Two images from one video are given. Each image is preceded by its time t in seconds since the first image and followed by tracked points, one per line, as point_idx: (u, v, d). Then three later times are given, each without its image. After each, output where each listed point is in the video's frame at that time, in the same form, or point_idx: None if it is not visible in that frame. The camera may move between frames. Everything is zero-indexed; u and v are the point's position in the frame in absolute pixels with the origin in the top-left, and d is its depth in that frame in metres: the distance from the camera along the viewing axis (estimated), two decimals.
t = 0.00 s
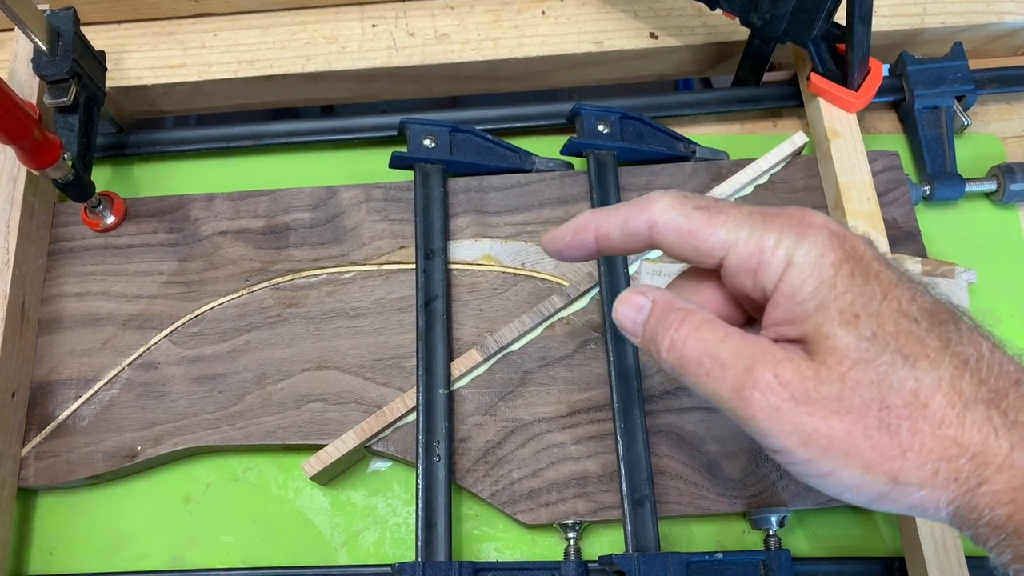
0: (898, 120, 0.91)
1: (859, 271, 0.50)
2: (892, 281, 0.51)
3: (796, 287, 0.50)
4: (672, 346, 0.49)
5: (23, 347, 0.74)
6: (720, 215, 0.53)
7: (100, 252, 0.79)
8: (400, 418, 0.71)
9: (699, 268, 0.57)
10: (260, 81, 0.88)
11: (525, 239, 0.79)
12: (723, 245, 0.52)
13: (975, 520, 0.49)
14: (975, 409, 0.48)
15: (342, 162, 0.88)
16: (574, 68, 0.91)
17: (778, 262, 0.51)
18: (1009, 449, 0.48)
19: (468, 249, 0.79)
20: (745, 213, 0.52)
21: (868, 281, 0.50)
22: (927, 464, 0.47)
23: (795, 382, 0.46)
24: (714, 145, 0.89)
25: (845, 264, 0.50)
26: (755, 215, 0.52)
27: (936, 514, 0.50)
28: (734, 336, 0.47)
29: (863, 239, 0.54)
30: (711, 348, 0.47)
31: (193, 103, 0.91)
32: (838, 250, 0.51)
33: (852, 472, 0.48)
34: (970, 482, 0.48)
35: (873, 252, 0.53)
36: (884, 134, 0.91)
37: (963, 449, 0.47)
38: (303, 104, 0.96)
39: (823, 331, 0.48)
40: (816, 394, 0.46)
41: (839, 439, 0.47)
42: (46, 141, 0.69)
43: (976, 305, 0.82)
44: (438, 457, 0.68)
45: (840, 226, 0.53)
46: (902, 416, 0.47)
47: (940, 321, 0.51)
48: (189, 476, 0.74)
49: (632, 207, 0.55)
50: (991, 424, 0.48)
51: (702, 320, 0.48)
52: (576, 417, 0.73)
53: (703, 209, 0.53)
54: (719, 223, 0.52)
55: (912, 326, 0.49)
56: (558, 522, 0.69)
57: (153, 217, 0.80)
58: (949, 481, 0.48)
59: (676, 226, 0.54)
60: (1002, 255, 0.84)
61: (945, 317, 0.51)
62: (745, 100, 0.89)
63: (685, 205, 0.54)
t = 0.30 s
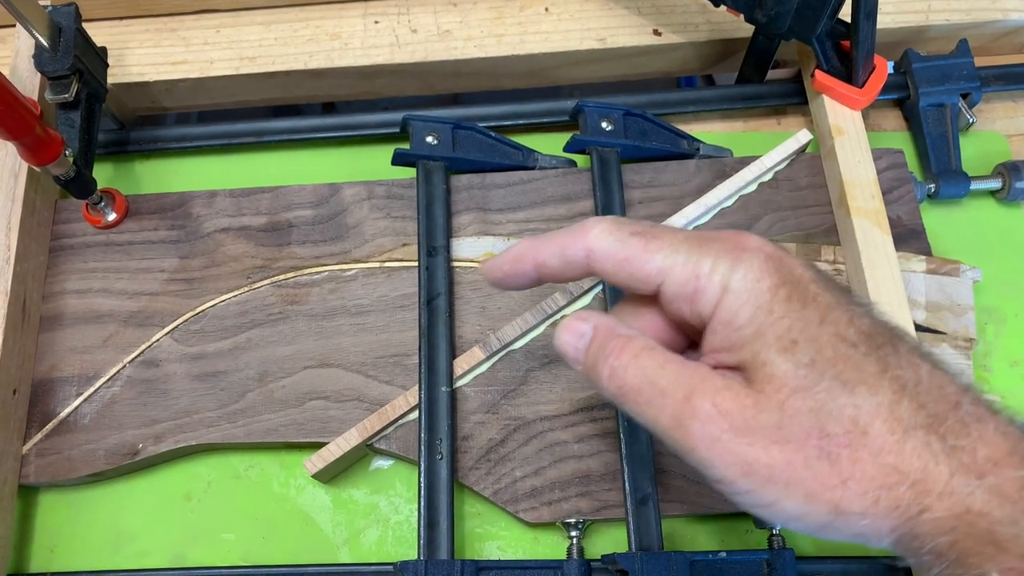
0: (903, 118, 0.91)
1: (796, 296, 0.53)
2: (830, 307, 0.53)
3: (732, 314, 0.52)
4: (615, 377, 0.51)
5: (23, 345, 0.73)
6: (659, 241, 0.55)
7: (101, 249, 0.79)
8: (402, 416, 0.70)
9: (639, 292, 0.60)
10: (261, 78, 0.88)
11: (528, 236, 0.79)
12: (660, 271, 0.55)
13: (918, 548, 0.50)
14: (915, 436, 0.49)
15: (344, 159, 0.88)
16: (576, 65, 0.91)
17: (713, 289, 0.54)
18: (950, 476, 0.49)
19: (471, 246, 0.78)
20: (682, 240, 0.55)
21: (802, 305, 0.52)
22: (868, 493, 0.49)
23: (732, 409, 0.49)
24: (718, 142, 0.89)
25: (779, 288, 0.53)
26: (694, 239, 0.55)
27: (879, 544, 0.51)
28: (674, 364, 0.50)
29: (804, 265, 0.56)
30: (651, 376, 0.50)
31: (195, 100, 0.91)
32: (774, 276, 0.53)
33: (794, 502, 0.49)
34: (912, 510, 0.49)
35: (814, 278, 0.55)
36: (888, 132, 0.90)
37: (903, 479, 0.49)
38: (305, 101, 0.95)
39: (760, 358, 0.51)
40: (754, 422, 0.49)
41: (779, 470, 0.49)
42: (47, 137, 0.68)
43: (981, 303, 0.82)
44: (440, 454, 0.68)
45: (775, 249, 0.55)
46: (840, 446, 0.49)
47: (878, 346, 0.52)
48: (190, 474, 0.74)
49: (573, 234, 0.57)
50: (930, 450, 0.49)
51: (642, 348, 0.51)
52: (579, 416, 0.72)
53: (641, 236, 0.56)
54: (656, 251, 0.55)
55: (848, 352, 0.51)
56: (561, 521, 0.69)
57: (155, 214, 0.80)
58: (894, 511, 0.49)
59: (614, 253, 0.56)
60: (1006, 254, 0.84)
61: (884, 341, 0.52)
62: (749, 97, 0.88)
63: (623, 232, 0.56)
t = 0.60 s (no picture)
0: (910, 117, 0.90)
1: (623, 344, 0.43)
2: (659, 352, 0.44)
3: (556, 372, 0.43)
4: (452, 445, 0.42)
5: (28, 342, 0.73)
6: (480, 297, 0.46)
7: (105, 246, 0.78)
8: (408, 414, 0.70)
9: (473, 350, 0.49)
10: (266, 75, 0.87)
11: (533, 234, 0.79)
12: (487, 331, 0.45)
13: None
14: (746, 490, 0.40)
15: (349, 157, 0.87)
16: (582, 63, 0.90)
17: (537, 345, 0.44)
18: (782, 530, 0.39)
19: (477, 245, 0.78)
20: (506, 290, 0.46)
21: (630, 354, 0.43)
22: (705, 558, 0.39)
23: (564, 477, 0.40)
24: (724, 140, 0.88)
25: (608, 339, 0.43)
26: (515, 291, 0.46)
27: None
28: (507, 426, 0.41)
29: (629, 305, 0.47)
30: (484, 443, 0.41)
31: (199, 97, 0.91)
32: (597, 325, 0.44)
33: (631, 570, 0.41)
34: None
35: (639, 318, 0.46)
36: (896, 130, 0.90)
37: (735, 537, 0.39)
38: (309, 98, 0.95)
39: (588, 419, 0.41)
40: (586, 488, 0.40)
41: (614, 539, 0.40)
42: (52, 134, 0.68)
43: (989, 303, 0.81)
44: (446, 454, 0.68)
45: (602, 294, 0.46)
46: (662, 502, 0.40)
47: (715, 392, 0.43)
48: (195, 472, 0.74)
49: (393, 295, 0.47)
50: (760, 507, 0.39)
51: (478, 410, 0.42)
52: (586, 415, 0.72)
53: (461, 291, 0.46)
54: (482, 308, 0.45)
55: (673, 404, 0.41)
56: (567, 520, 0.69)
57: (159, 211, 0.80)
58: None
59: (440, 313, 0.46)
60: (1014, 254, 0.83)
61: (715, 386, 0.43)
62: (756, 95, 0.88)
63: (443, 289, 0.46)
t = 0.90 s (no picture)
0: (916, 114, 0.90)
1: (576, 384, 0.42)
2: (616, 392, 0.41)
3: (512, 414, 0.42)
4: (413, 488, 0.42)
5: (31, 338, 0.73)
6: (436, 336, 0.45)
7: (109, 242, 0.78)
8: (413, 412, 0.70)
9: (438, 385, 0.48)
10: (269, 71, 0.87)
11: (538, 231, 0.78)
12: (442, 370, 0.44)
13: None
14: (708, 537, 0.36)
15: (352, 153, 0.87)
16: (586, 59, 0.90)
17: (494, 386, 0.43)
18: None
19: (481, 241, 0.78)
20: (463, 329, 0.45)
21: (582, 395, 0.41)
22: None
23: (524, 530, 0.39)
24: (730, 138, 0.88)
25: (561, 380, 0.42)
26: (471, 331, 0.45)
27: None
28: (465, 476, 0.42)
29: (585, 341, 0.45)
30: (444, 494, 0.41)
31: (203, 93, 0.91)
32: (553, 366, 0.42)
33: None
34: None
35: (597, 354, 0.44)
36: (901, 128, 0.89)
37: None
38: (312, 95, 0.95)
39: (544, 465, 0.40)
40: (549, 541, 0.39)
41: None
42: (56, 129, 0.68)
43: (995, 301, 0.81)
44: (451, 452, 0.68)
45: (560, 333, 0.45)
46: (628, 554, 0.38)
47: (677, 431, 0.40)
48: (198, 469, 0.74)
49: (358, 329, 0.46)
50: (723, 555, 0.36)
51: (434, 461, 0.42)
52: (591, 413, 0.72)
53: (419, 329, 0.45)
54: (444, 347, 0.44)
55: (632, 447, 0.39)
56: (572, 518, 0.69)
57: (163, 207, 0.79)
58: None
59: (400, 349, 0.45)
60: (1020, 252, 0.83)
61: (676, 424, 0.40)
62: (761, 93, 0.87)
63: (403, 325, 0.45)
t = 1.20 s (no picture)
0: (918, 111, 0.90)
1: (792, 541, 0.37)
2: (846, 555, 0.36)
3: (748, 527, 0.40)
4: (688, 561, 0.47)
5: (31, 336, 0.73)
6: (698, 431, 0.46)
7: (109, 239, 0.78)
8: (414, 409, 0.70)
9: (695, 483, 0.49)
10: (269, 68, 0.87)
11: (540, 228, 0.78)
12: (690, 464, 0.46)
13: None
14: None
15: (353, 149, 0.87)
16: (588, 56, 0.90)
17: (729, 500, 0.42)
18: None
19: (483, 238, 0.77)
20: (714, 436, 0.45)
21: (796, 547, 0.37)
22: None
23: None
24: (732, 134, 0.88)
25: (780, 527, 0.38)
26: (718, 443, 0.44)
27: None
28: None
29: (823, 495, 0.39)
30: None
31: (203, 90, 0.90)
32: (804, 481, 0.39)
33: None
34: None
35: (830, 512, 0.38)
36: (903, 125, 0.89)
37: None
38: (313, 92, 0.94)
39: None
40: None
41: None
42: (56, 125, 0.67)
43: (998, 298, 0.81)
44: (453, 450, 0.67)
45: (797, 475, 0.40)
46: None
47: None
48: (199, 468, 0.73)
49: (660, 389, 0.53)
50: None
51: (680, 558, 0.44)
52: (593, 409, 0.72)
53: (693, 418, 0.48)
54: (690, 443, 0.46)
55: None
56: (574, 515, 0.69)
57: (163, 204, 0.79)
58: None
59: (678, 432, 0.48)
60: None
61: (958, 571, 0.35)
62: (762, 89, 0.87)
63: (682, 408, 0.50)
